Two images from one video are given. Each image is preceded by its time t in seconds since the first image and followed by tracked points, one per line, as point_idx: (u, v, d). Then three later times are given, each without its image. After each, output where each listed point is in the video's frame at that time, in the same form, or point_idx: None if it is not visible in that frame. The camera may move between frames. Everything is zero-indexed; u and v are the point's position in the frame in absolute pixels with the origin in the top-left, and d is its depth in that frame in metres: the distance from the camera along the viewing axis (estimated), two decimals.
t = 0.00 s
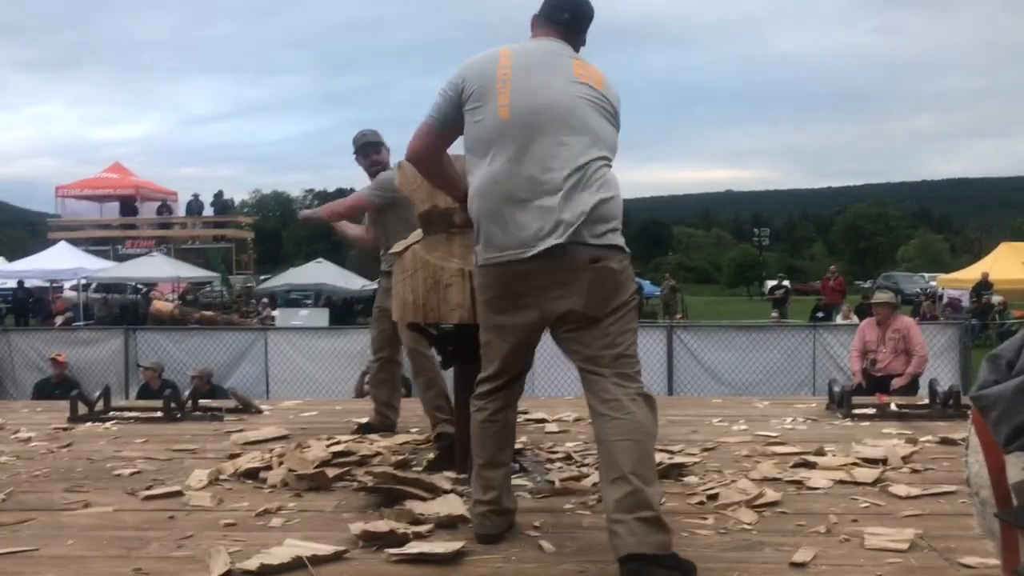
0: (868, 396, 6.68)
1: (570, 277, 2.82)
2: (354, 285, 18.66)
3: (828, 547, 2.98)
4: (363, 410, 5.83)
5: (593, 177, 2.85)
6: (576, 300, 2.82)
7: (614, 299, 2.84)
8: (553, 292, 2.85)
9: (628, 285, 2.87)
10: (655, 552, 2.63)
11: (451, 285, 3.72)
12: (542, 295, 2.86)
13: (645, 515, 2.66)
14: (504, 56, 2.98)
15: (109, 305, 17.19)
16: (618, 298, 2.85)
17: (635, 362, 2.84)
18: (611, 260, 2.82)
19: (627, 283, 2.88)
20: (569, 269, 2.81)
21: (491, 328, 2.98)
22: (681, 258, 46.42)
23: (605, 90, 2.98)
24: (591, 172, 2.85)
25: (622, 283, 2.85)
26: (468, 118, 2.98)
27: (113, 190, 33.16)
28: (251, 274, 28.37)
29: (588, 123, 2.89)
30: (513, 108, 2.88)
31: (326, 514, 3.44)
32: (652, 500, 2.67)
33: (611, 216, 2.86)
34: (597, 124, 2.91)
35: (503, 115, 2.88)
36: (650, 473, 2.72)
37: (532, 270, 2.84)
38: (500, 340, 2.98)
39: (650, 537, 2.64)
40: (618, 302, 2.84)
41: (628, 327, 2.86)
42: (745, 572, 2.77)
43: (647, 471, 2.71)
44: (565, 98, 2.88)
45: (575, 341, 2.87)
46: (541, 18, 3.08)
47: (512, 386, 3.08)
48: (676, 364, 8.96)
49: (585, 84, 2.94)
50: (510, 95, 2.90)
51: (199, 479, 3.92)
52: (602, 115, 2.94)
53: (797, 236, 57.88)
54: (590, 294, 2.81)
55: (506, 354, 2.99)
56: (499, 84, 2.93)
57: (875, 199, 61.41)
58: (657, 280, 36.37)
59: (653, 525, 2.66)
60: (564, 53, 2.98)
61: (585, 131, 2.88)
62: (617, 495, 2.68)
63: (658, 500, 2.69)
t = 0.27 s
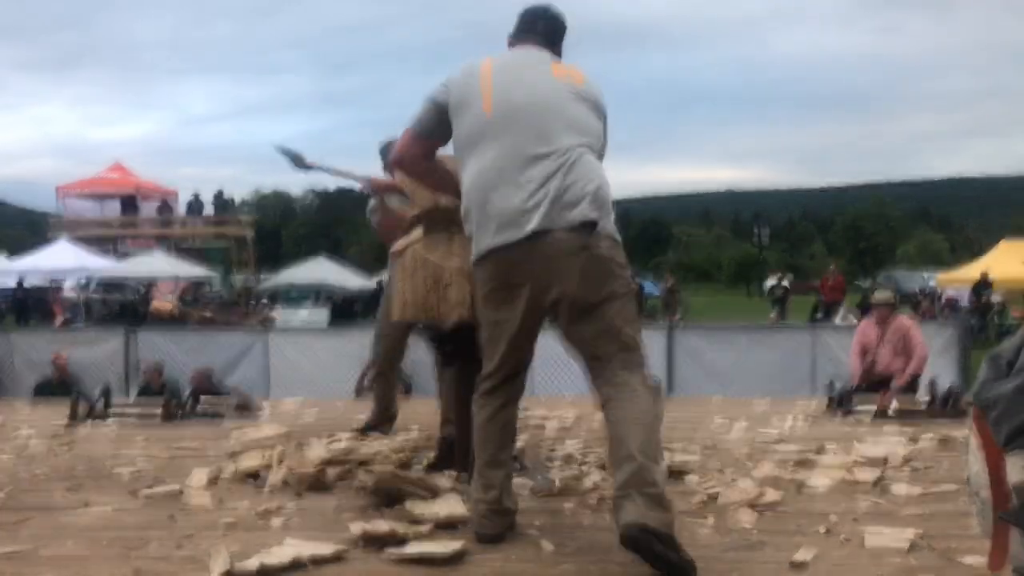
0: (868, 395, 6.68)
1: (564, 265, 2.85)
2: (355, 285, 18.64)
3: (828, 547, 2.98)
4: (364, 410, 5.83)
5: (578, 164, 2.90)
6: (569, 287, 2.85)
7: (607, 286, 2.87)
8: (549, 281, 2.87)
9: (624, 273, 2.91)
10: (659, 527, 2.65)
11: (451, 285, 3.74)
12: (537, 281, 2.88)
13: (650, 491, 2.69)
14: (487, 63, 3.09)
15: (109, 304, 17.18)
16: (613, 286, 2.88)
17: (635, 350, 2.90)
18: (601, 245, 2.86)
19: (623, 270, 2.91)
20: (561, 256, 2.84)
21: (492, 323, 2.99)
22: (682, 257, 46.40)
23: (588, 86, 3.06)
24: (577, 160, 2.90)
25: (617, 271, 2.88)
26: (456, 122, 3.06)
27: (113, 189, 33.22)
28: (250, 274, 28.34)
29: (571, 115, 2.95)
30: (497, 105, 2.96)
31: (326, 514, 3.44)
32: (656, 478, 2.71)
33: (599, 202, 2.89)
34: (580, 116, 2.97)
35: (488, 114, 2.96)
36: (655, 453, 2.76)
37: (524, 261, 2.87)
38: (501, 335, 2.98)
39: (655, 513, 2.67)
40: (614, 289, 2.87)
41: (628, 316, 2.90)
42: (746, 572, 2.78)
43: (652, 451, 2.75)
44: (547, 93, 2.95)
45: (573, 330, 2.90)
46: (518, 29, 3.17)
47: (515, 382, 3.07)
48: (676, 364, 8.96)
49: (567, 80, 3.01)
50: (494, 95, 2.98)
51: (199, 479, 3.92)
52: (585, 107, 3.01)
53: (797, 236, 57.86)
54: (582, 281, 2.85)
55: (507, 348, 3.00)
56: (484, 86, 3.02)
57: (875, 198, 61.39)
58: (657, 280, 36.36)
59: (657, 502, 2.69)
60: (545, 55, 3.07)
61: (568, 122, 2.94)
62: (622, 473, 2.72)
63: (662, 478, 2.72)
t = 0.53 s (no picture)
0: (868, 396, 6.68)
1: (573, 265, 2.86)
2: (354, 285, 18.64)
3: (828, 548, 2.98)
4: (363, 410, 5.83)
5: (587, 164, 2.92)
6: (575, 288, 2.87)
7: (614, 287, 2.87)
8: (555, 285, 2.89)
9: (631, 276, 2.91)
10: (682, 537, 2.76)
11: (451, 285, 3.74)
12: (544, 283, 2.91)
13: (669, 503, 2.76)
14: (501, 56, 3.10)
15: (109, 305, 17.18)
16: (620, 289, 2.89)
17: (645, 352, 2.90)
18: (612, 247, 2.88)
19: (631, 271, 2.92)
20: (570, 256, 2.85)
21: (494, 323, 3.01)
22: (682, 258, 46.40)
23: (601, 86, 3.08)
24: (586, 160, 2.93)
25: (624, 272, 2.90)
26: (466, 114, 3.07)
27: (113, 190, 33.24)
28: (250, 274, 28.35)
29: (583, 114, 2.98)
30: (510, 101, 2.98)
31: (326, 515, 3.44)
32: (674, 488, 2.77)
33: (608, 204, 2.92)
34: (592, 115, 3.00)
35: (500, 109, 2.97)
36: (670, 460, 2.80)
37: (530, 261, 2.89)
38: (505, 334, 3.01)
39: (677, 525, 2.75)
40: (621, 291, 2.88)
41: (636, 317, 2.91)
42: (745, 573, 2.78)
43: (668, 460, 2.79)
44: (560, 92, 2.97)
45: (581, 335, 2.91)
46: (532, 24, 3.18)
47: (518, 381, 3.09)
48: (676, 364, 8.93)
49: (581, 79, 3.03)
50: (508, 92, 2.98)
51: (199, 479, 3.92)
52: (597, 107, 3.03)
53: (797, 236, 57.86)
54: (589, 283, 2.87)
55: (509, 348, 3.02)
56: (496, 81, 3.02)
57: (875, 199, 61.40)
58: (657, 280, 36.36)
59: (677, 512, 2.77)
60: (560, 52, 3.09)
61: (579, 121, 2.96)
62: (642, 487, 2.77)
63: (679, 486, 2.77)
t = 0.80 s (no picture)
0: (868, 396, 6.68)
1: (603, 274, 2.86)
2: (354, 286, 18.63)
3: (828, 547, 2.98)
4: (364, 410, 5.83)
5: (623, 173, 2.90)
6: (610, 296, 2.87)
7: (645, 295, 2.90)
8: (586, 291, 2.88)
9: (659, 285, 2.93)
10: (682, 550, 2.77)
11: (450, 285, 3.73)
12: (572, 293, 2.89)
13: (676, 516, 2.78)
14: (538, 52, 3.05)
15: (109, 305, 17.17)
16: (649, 297, 2.92)
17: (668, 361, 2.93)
18: (642, 258, 2.89)
19: (661, 278, 2.95)
20: (603, 265, 2.85)
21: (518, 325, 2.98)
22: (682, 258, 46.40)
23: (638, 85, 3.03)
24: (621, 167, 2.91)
25: (655, 281, 2.91)
26: (500, 111, 3.03)
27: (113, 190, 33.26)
28: (250, 274, 28.34)
29: (618, 119, 2.95)
30: (547, 102, 2.93)
31: (326, 514, 3.43)
32: (681, 501, 2.79)
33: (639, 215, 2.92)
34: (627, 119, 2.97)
35: (536, 109, 2.93)
36: (681, 474, 2.82)
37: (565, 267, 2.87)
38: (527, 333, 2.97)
39: (680, 538, 2.77)
40: (651, 299, 2.91)
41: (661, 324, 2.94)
42: (746, 572, 2.77)
43: (678, 473, 2.81)
44: (598, 96, 2.94)
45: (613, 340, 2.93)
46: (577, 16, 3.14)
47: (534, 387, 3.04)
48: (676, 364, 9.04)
49: (617, 80, 2.99)
50: (544, 91, 2.95)
51: (199, 478, 3.92)
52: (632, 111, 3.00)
53: (797, 237, 57.85)
54: (623, 291, 2.87)
55: (532, 350, 2.97)
56: (532, 79, 2.98)
57: (875, 199, 61.39)
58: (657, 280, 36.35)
59: (683, 525, 2.79)
60: (597, 51, 3.03)
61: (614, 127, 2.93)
62: (649, 498, 2.80)
63: (687, 501, 2.80)
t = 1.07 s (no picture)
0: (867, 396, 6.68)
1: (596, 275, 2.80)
2: (354, 286, 18.65)
3: (828, 547, 2.99)
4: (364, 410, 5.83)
5: (613, 172, 2.82)
6: (600, 298, 2.81)
7: (641, 295, 2.81)
8: (584, 292, 2.83)
9: (661, 285, 2.82)
10: (682, 552, 2.77)
11: (451, 285, 3.73)
12: (572, 292, 2.86)
13: (678, 520, 2.78)
14: (564, 54, 3.07)
15: (109, 305, 17.19)
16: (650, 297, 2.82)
17: (678, 363, 2.87)
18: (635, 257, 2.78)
19: (667, 279, 2.84)
20: (594, 266, 2.79)
21: (525, 323, 3.00)
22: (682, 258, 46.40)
23: (662, 81, 2.89)
24: (614, 166, 2.83)
25: (658, 280, 2.82)
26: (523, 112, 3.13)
27: (113, 190, 33.27)
28: (250, 274, 28.35)
29: (622, 119, 2.86)
30: (554, 102, 2.98)
31: (326, 514, 3.44)
32: (687, 506, 2.79)
33: (629, 215, 2.81)
34: (635, 117, 2.86)
35: (544, 110, 2.99)
36: (688, 479, 2.81)
37: (560, 267, 2.84)
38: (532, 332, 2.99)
39: (681, 541, 2.77)
40: (651, 300, 2.82)
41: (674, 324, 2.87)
42: (745, 572, 2.78)
43: (685, 479, 2.80)
44: (602, 95, 2.89)
45: (611, 341, 2.87)
46: (628, 11, 3.03)
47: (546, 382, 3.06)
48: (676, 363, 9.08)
49: (632, 78, 2.89)
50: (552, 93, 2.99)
51: (200, 478, 3.92)
52: (646, 108, 2.86)
53: (797, 236, 57.84)
54: (616, 293, 2.80)
55: (538, 347, 2.99)
56: (549, 81, 3.04)
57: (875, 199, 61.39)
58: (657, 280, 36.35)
59: (687, 530, 2.79)
60: (623, 48, 2.95)
61: (615, 125, 2.86)
62: (653, 501, 2.79)
63: (691, 505, 2.79)
